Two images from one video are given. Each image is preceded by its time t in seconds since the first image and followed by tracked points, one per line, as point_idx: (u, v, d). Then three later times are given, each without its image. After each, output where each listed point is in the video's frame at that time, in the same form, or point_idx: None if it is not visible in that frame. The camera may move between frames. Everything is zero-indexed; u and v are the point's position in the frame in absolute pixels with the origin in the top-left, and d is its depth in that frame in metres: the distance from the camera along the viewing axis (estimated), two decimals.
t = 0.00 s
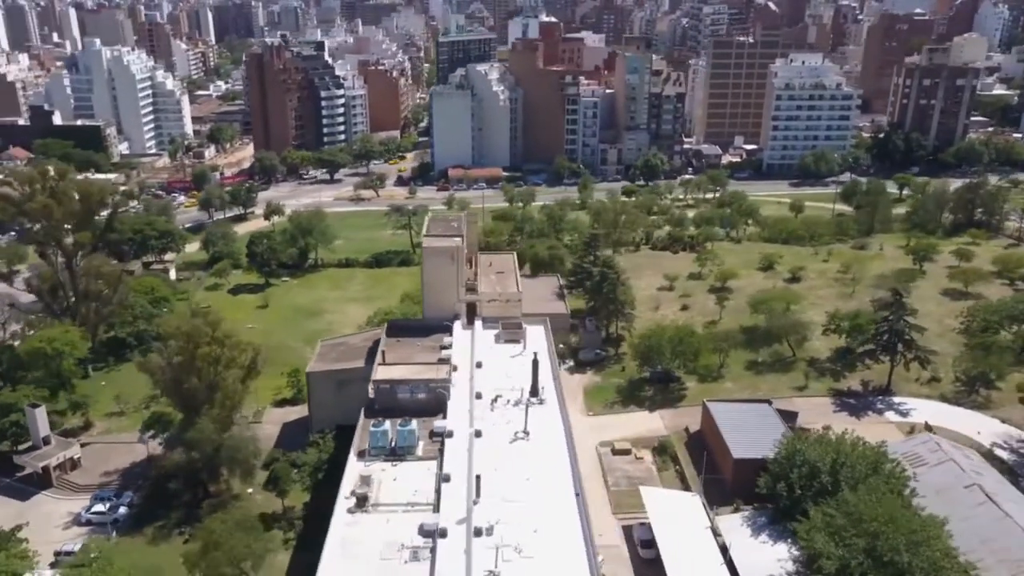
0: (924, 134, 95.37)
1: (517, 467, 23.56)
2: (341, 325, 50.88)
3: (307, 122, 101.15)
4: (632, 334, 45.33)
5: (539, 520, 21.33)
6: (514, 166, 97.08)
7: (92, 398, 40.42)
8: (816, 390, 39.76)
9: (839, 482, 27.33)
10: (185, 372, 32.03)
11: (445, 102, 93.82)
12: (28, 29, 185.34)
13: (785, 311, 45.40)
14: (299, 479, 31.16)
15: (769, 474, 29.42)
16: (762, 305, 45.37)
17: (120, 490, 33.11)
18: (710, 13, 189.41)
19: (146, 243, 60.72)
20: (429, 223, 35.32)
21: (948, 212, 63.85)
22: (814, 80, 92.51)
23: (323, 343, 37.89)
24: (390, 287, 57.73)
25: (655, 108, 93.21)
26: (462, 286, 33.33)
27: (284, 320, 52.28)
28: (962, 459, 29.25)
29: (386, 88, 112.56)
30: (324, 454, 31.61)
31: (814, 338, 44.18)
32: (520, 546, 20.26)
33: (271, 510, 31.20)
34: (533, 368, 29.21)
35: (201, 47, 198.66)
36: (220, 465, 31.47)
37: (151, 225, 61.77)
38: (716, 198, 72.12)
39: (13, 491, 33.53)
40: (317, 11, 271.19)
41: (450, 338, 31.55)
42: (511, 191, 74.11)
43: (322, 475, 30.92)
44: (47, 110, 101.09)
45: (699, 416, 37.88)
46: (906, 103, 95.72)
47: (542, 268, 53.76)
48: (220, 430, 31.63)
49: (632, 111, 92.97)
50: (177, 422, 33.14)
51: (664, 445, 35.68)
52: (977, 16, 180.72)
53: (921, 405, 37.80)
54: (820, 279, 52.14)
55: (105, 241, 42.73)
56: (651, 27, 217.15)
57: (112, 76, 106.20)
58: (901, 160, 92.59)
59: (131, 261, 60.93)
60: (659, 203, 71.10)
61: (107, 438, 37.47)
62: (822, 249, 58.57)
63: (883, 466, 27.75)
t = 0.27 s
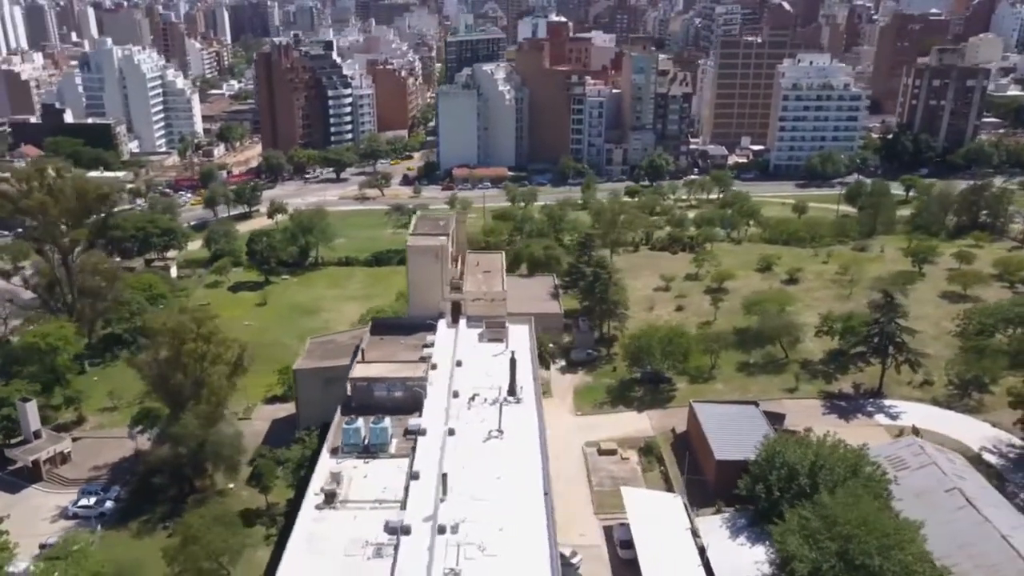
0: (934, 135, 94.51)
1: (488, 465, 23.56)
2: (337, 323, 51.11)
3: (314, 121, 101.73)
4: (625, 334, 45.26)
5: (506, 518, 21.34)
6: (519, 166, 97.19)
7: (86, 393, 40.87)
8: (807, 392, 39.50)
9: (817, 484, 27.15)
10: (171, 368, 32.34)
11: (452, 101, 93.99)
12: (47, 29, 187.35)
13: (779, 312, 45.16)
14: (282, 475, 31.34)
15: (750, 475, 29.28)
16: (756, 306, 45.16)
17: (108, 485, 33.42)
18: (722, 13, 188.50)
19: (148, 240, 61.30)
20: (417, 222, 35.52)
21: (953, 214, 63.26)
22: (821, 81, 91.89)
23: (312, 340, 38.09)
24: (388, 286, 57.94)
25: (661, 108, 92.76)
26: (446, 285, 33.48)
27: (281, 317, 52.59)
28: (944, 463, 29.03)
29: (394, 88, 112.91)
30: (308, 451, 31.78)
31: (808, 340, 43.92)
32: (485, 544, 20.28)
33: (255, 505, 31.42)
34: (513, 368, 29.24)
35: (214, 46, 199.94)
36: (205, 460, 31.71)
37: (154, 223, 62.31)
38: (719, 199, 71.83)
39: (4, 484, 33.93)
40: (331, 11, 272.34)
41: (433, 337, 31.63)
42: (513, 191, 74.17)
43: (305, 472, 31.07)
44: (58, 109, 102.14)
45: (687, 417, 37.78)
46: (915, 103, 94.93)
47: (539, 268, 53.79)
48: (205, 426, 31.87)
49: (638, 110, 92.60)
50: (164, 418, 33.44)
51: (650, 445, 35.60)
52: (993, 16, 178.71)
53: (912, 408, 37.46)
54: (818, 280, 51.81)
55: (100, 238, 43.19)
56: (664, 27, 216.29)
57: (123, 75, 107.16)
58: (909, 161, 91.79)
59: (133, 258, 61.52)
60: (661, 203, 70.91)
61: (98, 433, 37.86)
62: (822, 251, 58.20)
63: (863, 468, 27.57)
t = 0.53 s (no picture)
0: (943, 137, 93.62)
1: (459, 464, 23.62)
2: (332, 321, 51.37)
3: (321, 120, 102.21)
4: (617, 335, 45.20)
5: (472, 517, 21.38)
6: (524, 166, 97.28)
7: (80, 389, 41.35)
8: (796, 394, 39.27)
9: (794, 486, 26.99)
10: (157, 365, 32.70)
11: (458, 101, 94.12)
12: (64, 28, 189.52)
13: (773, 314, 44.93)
14: (265, 472, 31.54)
15: (730, 477, 29.17)
16: (749, 308, 44.97)
17: (96, 480, 33.78)
18: (735, 13, 187.66)
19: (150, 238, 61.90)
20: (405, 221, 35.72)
21: (956, 216, 62.63)
22: (829, 81, 91.22)
23: (301, 339, 38.34)
24: (386, 285, 58.15)
25: (667, 109, 91.80)
26: (432, 284, 33.62)
27: (278, 316, 52.90)
28: (927, 467, 28.80)
29: (402, 88, 113.27)
30: (291, 448, 31.97)
31: (801, 342, 43.69)
32: (448, 543, 20.32)
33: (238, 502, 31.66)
34: (493, 367, 29.29)
35: (229, 45, 201.32)
36: (190, 457, 31.97)
37: (156, 221, 62.87)
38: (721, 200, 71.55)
39: None
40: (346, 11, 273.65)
41: (416, 336, 31.72)
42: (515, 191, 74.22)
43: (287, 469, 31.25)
44: (70, 107, 103.27)
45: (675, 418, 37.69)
46: (925, 104, 94.04)
47: (535, 268, 53.82)
48: (189, 423, 32.13)
49: (644, 111, 91.90)
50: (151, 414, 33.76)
51: (635, 446, 35.53)
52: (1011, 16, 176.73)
53: (902, 412, 37.15)
54: (815, 282, 51.51)
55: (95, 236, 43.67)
56: (677, 26, 215.59)
57: (133, 74, 108.15)
58: (918, 162, 90.94)
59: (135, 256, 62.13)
60: (662, 204, 70.75)
61: (90, 428, 38.28)
62: (822, 253, 57.84)
63: (842, 472, 27.39)
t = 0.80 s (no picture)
0: (952, 138, 92.65)
1: (424, 462, 23.72)
2: (328, 319, 51.68)
3: (329, 119, 102.78)
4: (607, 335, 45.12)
5: (432, 515, 21.47)
6: (530, 166, 97.34)
7: (73, 384, 41.87)
8: (784, 397, 39.03)
9: (767, 488, 26.88)
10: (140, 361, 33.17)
11: (463, 100, 94.29)
12: (83, 29, 191.96)
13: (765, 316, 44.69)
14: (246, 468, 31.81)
15: (705, 478, 29.09)
16: (740, 309, 44.76)
17: (82, 474, 34.19)
18: (749, 13, 186.82)
19: (152, 236, 62.51)
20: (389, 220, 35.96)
21: (959, 218, 61.99)
22: (836, 82, 90.52)
23: (288, 336, 38.61)
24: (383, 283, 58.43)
25: (672, 109, 91.67)
26: (413, 283, 33.80)
27: (275, 313, 53.28)
28: (904, 471, 28.57)
29: (410, 88, 113.69)
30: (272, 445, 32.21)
31: (792, 344, 43.44)
32: (406, 540, 20.43)
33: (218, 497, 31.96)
34: (469, 366, 29.39)
35: (245, 45, 202.85)
36: (172, 452, 32.29)
37: (158, 218, 63.51)
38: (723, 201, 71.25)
39: None
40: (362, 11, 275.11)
41: (395, 334, 31.88)
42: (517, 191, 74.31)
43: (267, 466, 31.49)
44: (82, 106, 104.51)
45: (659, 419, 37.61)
46: (934, 105, 93.13)
47: (530, 269, 53.84)
48: (172, 419, 32.46)
49: (650, 111, 91.78)
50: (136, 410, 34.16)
51: (617, 447, 35.49)
52: None
53: (890, 415, 36.83)
54: (811, 284, 51.19)
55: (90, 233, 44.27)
56: (692, 26, 214.94)
57: (145, 73, 109.27)
58: (927, 164, 90.03)
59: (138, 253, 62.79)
60: (663, 204, 70.56)
61: (80, 423, 38.77)
62: (821, 255, 57.44)
63: (816, 475, 27.24)
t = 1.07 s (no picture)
0: (961, 140, 91.81)
1: (395, 460, 23.80)
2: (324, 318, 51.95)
3: (335, 118, 103.23)
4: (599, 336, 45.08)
5: (399, 513, 21.52)
6: (535, 166, 97.31)
7: (67, 380, 42.32)
8: (773, 399, 38.83)
9: (744, 490, 26.79)
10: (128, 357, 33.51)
11: (468, 100, 94.41)
12: (99, 28, 193.74)
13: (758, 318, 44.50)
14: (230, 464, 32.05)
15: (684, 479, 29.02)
16: (732, 311, 44.59)
17: (71, 468, 34.53)
18: (762, 13, 186.12)
19: (154, 234, 63.00)
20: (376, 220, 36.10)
21: (962, 221, 61.44)
22: (843, 82, 89.88)
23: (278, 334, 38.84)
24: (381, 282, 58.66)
25: (678, 109, 91.37)
26: (398, 282, 33.93)
27: (271, 311, 53.62)
28: (885, 475, 28.38)
29: (417, 87, 113.97)
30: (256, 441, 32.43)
31: (784, 346, 43.22)
32: (370, 537, 20.50)
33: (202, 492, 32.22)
34: (449, 366, 29.47)
35: (259, 44, 204.11)
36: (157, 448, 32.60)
37: (160, 216, 64.03)
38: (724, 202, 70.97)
39: None
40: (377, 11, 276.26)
41: (379, 333, 32.02)
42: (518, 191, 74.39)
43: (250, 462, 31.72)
44: (92, 105, 105.51)
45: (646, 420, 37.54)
46: (943, 106, 92.35)
47: (526, 269, 53.84)
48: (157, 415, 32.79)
49: (655, 111, 91.63)
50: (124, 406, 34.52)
51: (602, 447, 35.46)
52: None
53: (879, 418, 36.56)
54: (807, 286, 50.92)
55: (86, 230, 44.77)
56: (705, 26, 214.36)
57: (155, 73, 110.17)
58: (934, 165, 89.26)
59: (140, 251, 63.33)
60: (664, 204, 70.42)
61: (72, 418, 39.15)
62: (819, 256, 57.12)
63: (793, 477, 27.10)
